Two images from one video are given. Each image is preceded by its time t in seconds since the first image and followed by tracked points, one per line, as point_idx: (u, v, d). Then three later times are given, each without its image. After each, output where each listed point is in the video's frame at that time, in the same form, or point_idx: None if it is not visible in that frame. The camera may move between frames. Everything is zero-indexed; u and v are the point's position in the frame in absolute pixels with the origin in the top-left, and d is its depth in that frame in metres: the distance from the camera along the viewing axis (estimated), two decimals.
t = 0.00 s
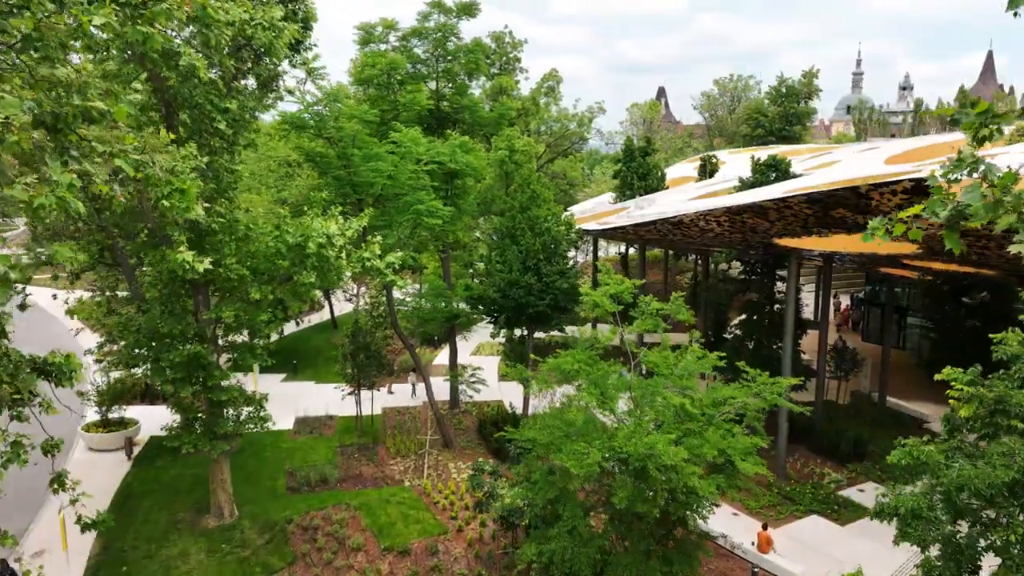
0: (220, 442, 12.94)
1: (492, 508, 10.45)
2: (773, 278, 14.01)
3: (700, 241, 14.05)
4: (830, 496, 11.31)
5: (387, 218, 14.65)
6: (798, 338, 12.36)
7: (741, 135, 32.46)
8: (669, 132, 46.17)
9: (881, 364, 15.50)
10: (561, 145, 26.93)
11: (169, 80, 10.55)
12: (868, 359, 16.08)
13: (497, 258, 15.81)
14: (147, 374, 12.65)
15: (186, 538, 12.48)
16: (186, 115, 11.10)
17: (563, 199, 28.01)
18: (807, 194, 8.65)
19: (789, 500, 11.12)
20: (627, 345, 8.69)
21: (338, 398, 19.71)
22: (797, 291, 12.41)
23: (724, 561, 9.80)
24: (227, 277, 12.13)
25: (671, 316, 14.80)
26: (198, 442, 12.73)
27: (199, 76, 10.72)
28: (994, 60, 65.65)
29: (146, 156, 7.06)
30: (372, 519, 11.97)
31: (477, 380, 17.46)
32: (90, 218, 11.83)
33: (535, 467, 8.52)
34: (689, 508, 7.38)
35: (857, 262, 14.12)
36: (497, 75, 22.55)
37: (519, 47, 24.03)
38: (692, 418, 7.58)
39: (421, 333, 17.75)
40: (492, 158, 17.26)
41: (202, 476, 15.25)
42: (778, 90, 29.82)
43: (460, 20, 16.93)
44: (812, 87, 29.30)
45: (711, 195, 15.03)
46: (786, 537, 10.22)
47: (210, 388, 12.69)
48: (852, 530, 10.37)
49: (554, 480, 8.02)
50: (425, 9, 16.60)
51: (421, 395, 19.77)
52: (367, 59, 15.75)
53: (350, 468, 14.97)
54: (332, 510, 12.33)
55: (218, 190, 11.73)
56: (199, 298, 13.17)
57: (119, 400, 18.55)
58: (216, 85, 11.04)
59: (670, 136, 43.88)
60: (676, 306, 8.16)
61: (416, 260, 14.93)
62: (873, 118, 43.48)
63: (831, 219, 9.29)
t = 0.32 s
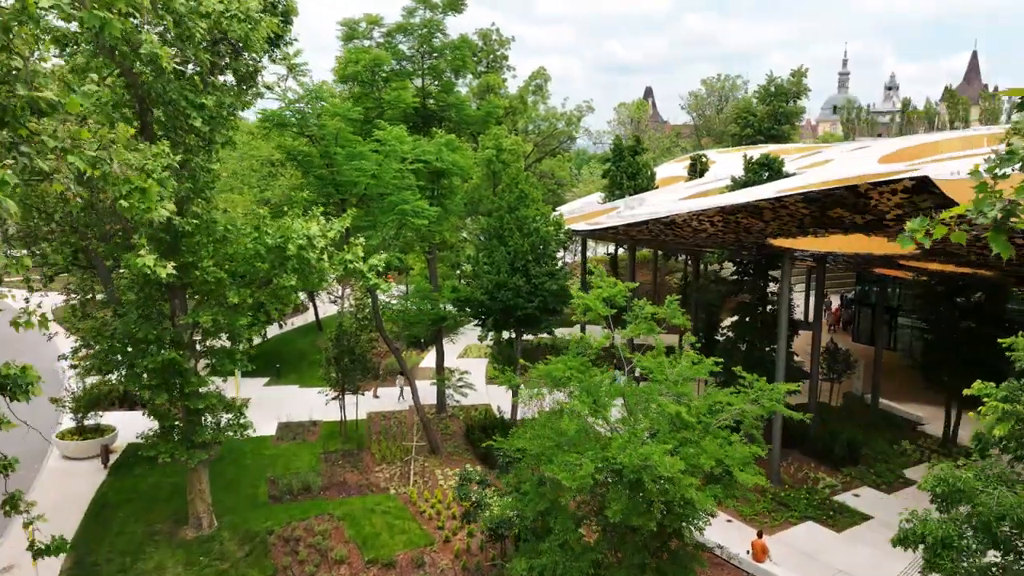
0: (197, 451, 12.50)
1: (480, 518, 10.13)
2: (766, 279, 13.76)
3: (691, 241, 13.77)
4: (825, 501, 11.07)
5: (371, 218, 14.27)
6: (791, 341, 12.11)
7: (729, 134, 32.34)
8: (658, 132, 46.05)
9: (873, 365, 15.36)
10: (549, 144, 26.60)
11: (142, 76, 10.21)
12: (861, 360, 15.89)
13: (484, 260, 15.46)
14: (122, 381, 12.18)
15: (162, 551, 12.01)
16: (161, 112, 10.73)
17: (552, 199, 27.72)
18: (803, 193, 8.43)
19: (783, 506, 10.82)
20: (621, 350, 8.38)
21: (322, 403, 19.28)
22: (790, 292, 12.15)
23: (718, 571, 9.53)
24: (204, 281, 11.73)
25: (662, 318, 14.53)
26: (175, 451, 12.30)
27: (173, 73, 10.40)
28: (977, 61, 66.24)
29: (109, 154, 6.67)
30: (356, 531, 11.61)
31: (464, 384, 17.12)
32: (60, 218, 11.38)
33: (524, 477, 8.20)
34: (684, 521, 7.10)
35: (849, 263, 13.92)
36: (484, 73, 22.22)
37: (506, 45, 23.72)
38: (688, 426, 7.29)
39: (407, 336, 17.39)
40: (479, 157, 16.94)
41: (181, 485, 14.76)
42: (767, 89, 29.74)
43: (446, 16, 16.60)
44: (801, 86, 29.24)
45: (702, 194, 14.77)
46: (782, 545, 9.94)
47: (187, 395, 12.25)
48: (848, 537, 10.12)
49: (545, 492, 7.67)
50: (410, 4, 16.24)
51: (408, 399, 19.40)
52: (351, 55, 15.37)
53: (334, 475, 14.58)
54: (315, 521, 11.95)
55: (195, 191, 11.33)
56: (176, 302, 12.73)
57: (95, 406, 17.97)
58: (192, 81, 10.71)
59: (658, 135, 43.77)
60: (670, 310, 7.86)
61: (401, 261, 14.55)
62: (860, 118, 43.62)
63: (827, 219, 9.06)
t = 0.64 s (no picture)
0: (173, 461, 12.05)
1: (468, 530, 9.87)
2: (757, 280, 13.55)
3: (681, 242, 13.51)
4: (819, 507, 10.83)
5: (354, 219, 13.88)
6: (783, 343, 11.89)
7: (716, 134, 32.25)
8: (644, 131, 45.96)
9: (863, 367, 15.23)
10: (536, 144, 26.28)
11: (111, 70, 9.92)
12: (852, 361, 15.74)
13: (471, 261, 15.10)
14: (94, 388, 11.68)
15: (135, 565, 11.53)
16: (132, 108, 10.33)
17: (539, 199, 27.43)
18: (797, 193, 8.19)
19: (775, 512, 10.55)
20: (612, 355, 8.09)
21: (304, 409, 18.83)
22: (783, 293, 11.93)
23: None
24: (180, 284, 11.32)
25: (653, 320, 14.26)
26: (150, 461, 11.84)
27: (144, 68, 10.06)
28: (959, 61, 66.89)
29: (65, 151, 6.25)
30: (338, 542, 11.25)
31: (450, 389, 16.76)
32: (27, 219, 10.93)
33: (513, 489, 7.88)
34: (679, 535, 6.81)
35: (841, 264, 13.73)
36: (470, 71, 21.88)
37: (492, 43, 23.40)
38: (682, 435, 7.00)
39: (391, 339, 17.01)
40: (465, 157, 16.60)
41: (156, 495, 14.25)
42: (754, 89, 29.66)
43: (430, 12, 16.23)
44: (788, 86, 29.17)
45: (692, 194, 14.52)
46: (776, 553, 9.66)
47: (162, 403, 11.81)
48: (843, 545, 9.89)
49: (535, 504, 7.35)
50: None
51: (393, 404, 19.01)
52: (332, 51, 14.99)
53: (317, 484, 14.18)
54: (296, 532, 11.57)
55: (169, 191, 11.01)
56: (151, 306, 12.28)
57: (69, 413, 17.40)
58: (164, 76, 10.31)
59: (644, 135, 43.66)
60: (664, 314, 7.59)
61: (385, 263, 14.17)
62: (845, 118, 43.82)
63: (822, 219, 8.83)
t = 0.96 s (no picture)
0: (145, 471, 11.56)
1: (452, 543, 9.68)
2: (745, 281, 13.34)
3: (668, 242, 13.27)
4: (810, 512, 10.60)
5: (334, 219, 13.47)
6: (772, 345, 11.68)
7: (700, 133, 32.17)
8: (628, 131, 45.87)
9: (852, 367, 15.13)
10: (520, 143, 25.96)
11: (76, 64, 9.43)
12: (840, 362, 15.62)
13: (454, 262, 14.73)
14: (60, 396, 11.19)
15: None
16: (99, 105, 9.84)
17: (523, 199, 27.14)
18: (789, 192, 7.96)
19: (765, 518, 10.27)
20: (601, 360, 7.81)
21: (283, 415, 18.35)
22: (772, 295, 11.73)
23: None
24: (150, 288, 10.88)
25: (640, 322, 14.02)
26: (120, 471, 11.36)
27: (110, 62, 9.59)
28: (938, 63, 67.64)
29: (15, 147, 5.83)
30: (317, 555, 10.88)
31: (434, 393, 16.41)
32: None
33: (499, 501, 7.56)
34: (672, 549, 6.54)
35: (831, 264, 13.57)
36: (453, 69, 21.51)
37: (476, 40, 23.07)
38: (674, 445, 6.74)
39: (374, 343, 16.61)
40: (448, 156, 16.24)
41: (128, 505, 13.74)
42: (738, 88, 29.58)
43: (412, 7, 15.83)
44: (772, 85, 29.12)
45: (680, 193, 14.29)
46: (768, 560, 9.39)
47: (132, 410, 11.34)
48: (835, 550, 9.64)
49: (521, 517, 7.03)
50: None
51: (376, 408, 18.62)
52: (311, 47, 14.58)
53: (296, 492, 13.77)
54: (273, 544, 11.17)
55: (139, 191, 10.61)
56: (122, 310, 11.78)
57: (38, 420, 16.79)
58: (132, 70, 9.85)
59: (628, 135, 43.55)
60: (655, 318, 7.32)
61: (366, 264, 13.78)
62: (829, 118, 44.00)
63: (814, 219, 8.62)
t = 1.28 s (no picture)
0: (111, 482, 11.03)
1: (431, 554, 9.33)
2: (731, 281, 13.17)
3: (654, 242, 13.03)
4: (798, 517, 10.38)
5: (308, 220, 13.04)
6: (759, 347, 11.48)
7: (682, 133, 32.09)
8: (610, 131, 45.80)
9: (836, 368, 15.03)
10: (501, 143, 25.63)
11: (32, 56, 8.93)
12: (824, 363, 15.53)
13: (434, 264, 14.36)
14: (20, 405, 10.65)
15: None
16: (59, 100, 9.29)
17: (505, 199, 26.84)
18: (778, 190, 7.74)
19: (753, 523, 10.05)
20: (586, 366, 7.52)
21: (259, 421, 17.83)
22: (759, 296, 11.54)
23: None
24: (115, 291, 10.36)
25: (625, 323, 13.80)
26: (84, 483, 10.82)
27: (69, 54, 9.11)
28: (916, 63, 68.56)
29: None
30: (292, 569, 10.48)
31: (414, 398, 16.03)
32: None
33: (480, 513, 7.23)
34: (662, 565, 6.24)
35: (816, 264, 13.44)
36: (433, 66, 21.14)
37: (455, 37, 22.69)
38: (664, 454, 6.46)
39: (352, 346, 16.18)
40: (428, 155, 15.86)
41: (94, 517, 13.18)
42: (720, 88, 29.55)
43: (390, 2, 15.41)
44: (754, 84, 29.06)
45: (664, 193, 14.06)
46: (756, 567, 9.14)
47: (97, 420, 10.83)
48: (824, 556, 9.43)
49: (504, 531, 6.71)
50: None
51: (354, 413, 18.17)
52: (286, 42, 14.13)
53: (271, 501, 13.31)
54: (246, 558, 10.74)
55: (102, 191, 10.11)
56: (86, 314, 11.25)
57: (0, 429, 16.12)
58: (93, 64, 9.37)
59: (610, 135, 43.47)
60: (642, 322, 7.05)
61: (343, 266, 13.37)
62: (810, 118, 44.23)
63: (803, 218, 8.42)
